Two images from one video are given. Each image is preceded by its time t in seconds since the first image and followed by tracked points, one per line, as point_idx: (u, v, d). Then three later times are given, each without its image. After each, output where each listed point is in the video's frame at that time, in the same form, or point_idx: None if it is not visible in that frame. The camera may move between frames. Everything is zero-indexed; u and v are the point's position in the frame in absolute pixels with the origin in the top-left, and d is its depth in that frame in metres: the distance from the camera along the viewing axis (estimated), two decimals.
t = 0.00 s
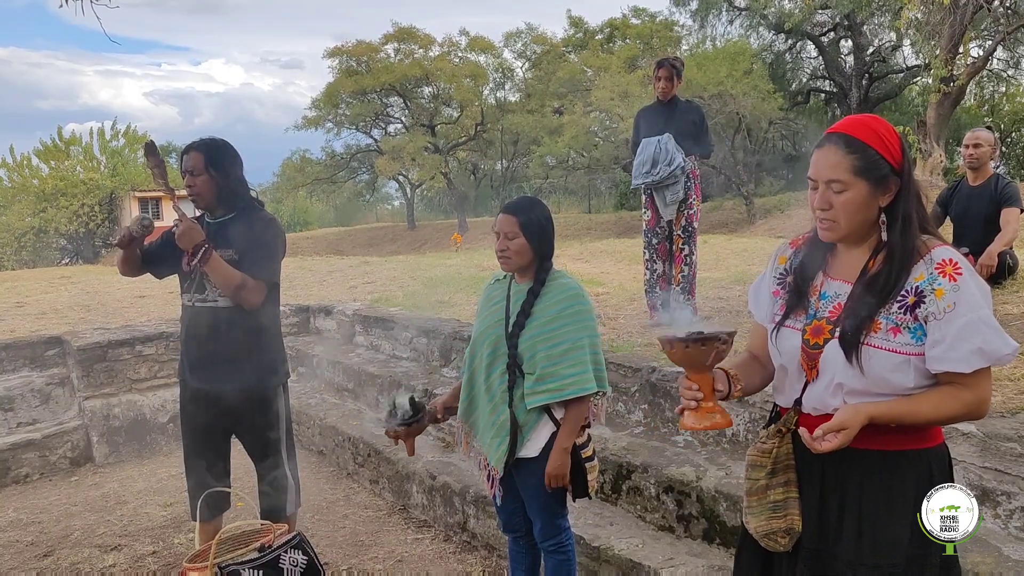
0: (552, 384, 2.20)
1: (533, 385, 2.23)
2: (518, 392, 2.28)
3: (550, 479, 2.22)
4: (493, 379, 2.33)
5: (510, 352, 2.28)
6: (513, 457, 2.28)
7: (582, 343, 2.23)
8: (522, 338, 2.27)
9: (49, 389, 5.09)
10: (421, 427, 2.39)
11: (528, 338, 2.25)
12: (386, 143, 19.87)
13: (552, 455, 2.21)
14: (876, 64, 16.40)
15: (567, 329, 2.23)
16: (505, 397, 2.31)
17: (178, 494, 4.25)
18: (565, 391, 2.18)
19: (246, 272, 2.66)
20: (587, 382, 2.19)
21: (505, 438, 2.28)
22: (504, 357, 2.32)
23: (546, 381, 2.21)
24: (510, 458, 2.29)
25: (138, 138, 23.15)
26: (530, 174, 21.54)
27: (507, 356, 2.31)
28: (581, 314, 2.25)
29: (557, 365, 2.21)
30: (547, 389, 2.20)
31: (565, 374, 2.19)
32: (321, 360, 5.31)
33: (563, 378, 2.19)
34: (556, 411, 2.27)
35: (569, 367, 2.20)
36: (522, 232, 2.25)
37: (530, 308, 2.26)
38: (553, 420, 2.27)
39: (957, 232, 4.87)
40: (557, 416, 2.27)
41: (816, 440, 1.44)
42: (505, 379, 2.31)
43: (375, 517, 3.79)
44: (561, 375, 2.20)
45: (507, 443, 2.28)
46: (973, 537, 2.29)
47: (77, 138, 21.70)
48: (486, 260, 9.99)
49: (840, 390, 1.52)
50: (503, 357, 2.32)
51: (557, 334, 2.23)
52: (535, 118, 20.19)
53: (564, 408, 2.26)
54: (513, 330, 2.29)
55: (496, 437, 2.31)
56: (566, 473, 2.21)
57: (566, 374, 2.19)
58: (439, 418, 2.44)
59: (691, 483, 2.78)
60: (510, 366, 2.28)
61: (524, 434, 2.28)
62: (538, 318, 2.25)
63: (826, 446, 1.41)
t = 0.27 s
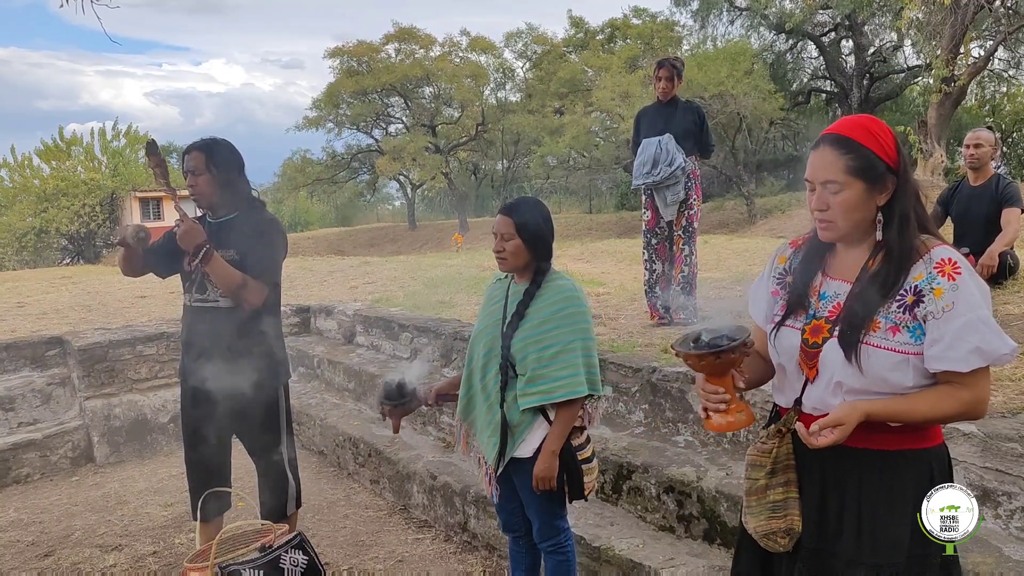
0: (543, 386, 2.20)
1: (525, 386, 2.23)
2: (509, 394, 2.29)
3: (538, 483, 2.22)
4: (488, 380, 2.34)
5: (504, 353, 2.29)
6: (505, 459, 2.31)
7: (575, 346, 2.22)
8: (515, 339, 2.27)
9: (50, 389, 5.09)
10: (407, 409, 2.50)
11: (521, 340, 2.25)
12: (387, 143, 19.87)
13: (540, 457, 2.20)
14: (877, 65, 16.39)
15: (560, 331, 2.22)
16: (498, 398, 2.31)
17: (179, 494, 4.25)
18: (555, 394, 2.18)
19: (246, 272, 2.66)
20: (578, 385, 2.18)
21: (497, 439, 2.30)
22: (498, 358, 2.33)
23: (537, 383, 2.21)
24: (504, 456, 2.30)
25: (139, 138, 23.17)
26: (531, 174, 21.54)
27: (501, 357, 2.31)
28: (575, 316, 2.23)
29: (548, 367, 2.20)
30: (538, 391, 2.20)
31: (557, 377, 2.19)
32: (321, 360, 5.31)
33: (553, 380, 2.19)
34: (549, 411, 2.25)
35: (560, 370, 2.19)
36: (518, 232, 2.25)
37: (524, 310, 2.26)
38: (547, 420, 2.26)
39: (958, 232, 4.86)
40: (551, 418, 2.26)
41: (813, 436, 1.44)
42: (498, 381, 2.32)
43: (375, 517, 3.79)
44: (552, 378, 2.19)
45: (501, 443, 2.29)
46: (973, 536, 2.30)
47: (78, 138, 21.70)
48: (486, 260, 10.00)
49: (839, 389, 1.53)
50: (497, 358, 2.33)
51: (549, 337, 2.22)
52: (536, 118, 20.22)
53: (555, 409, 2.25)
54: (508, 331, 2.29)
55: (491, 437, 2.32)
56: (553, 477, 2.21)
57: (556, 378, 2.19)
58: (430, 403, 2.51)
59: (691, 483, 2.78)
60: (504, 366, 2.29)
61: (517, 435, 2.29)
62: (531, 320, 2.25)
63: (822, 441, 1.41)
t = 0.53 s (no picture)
0: (544, 386, 2.20)
1: (527, 386, 2.23)
2: (513, 393, 2.29)
3: (540, 482, 2.21)
4: (491, 379, 2.34)
5: (506, 352, 2.28)
6: (510, 457, 2.30)
7: (576, 346, 2.22)
8: (518, 339, 2.26)
9: (51, 388, 5.09)
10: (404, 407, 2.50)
11: (523, 340, 2.25)
12: (388, 142, 19.87)
13: (541, 459, 2.20)
14: (878, 65, 16.37)
15: (562, 332, 2.21)
16: (501, 397, 2.31)
17: (179, 494, 4.25)
18: (556, 394, 2.18)
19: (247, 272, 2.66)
20: (580, 386, 2.18)
21: (500, 438, 2.30)
22: (501, 357, 2.32)
23: (538, 384, 2.21)
24: (508, 456, 2.30)
25: (140, 137, 23.19)
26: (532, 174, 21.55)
27: (503, 356, 2.31)
28: (576, 317, 2.23)
29: (549, 367, 2.20)
30: (540, 391, 2.20)
31: (558, 377, 2.19)
32: (322, 360, 5.31)
33: (554, 380, 2.19)
34: (551, 411, 2.25)
35: (561, 369, 2.19)
36: (519, 233, 2.24)
37: (526, 310, 2.25)
38: (549, 420, 2.25)
39: (959, 232, 4.85)
40: (552, 417, 2.26)
41: (817, 441, 1.43)
42: (501, 379, 2.32)
43: (376, 517, 3.79)
44: (553, 378, 2.19)
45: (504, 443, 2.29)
46: (973, 536, 2.30)
47: (79, 137, 21.71)
48: (487, 260, 10.01)
49: (840, 390, 1.52)
50: (499, 357, 2.33)
51: (552, 337, 2.21)
52: (537, 118, 20.23)
53: (557, 409, 2.24)
54: (510, 331, 2.28)
55: (493, 436, 2.32)
56: (556, 477, 2.21)
57: (558, 378, 2.19)
58: (427, 400, 2.54)
59: (693, 483, 2.78)
60: (506, 366, 2.29)
61: (519, 435, 2.28)
62: (534, 320, 2.24)
63: (827, 447, 1.41)
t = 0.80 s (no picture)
0: (557, 384, 2.20)
1: (537, 384, 2.23)
2: (520, 392, 2.29)
3: (555, 480, 2.20)
4: (497, 379, 2.33)
5: (515, 351, 2.28)
6: (516, 456, 2.29)
7: (585, 345, 2.23)
8: (527, 337, 2.26)
9: (52, 388, 5.10)
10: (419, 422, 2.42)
11: (533, 338, 2.25)
12: (389, 142, 19.88)
13: (555, 455, 2.18)
14: (879, 65, 16.37)
15: (572, 330, 2.22)
16: (508, 397, 2.31)
17: (179, 493, 4.25)
18: (569, 391, 2.18)
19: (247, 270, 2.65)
20: (591, 383, 2.19)
21: (508, 439, 2.29)
22: (508, 356, 2.32)
23: (550, 381, 2.21)
24: (514, 456, 2.29)
25: (141, 136, 23.20)
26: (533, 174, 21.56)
27: (511, 355, 2.30)
28: (586, 315, 2.24)
29: (562, 365, 2.20)
30: (552, 389, 2.20)
31: (569, 375, 2.19)
32: (323, 359, 5.31)
33: (566, 378, 2.19)
34: (559, 410, 2.26)
35: (572, 368, 2.20)
36: (527, 231, 2.24)
37: (534, 308, 2.25)
38: (557, 419, 2.27)
39: (961, 233, 4.85)
40: (561, 416, 2.26)
41: (806, 437, 1.45)
42: (509, 379, 2.31)
43: (376, 516, 3.79)
44: (565, 375, 2.20)
45: (510, 443, 2.28)
46: (974, 536, 2.29)
47: (80, 136, 21.71)
48: (488, 260, 10.01)
49: (834, 390, 1.52)
50: (507, 356, 2.32)
51: (561, 335, 2.22)
52: (538, 117, 20.26)
53: (567, 408, 2.25)
54: (517, 330, 2.28)
55: (499, 436, 2.32)
56: (569, 474, 2.19)
57: (570, 374, 2.19)
58: (437, 412, 2.51)
59: (694, 483, 2.78)
60: (514, 365, 2.28)
61: (526, 434, 2.28)
62: (542, 318, 2.24)
63: (816, 443, 1.43)
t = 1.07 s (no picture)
0: (568, 381, 2.20)
1: (548, 382, 2.23)
2: (530, 391, 2.28)
3: (565, 476, 2.22)
4: (505, 378, 2.32)
5: (522, 351, 2.27)
6: (524, 456, 2.27)
7: (594, 341, 2.24)
8: (536, 335, 2.25)
9: (52, 387, 5.10)
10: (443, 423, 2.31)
11: (541, 336, 2.25)
12: (388, 141, 19.87)
13: (567, 452, 2.21)
14: (879, 65, 16.37)
15: (581, 326, 2.23)
16: (516, 396, 2.29)
17: (179, 493, 4.25)
18: (580, 388, 2.19)
19: (247, 270, 2.65)
20: (601, 379, 2.21)
21: (516, 438, 2.27)
22: (516, 355, 2.30)
23: (561, 379, 2.21)
24: (522, 457, 2.27)
25: (140, 136, 23.18)
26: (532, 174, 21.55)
27: (518, 355, 2.29)
28: (590, 313, 2.25)
29: (571, 362, 2.21)
30: (563, 386, 2.20)
31: (580, 371, 2.20)
32: (323, 359, 5.31)
33: (576, 375, 2.20)
34: (566, 409, 2.27)
35: (582, 364, 2.21)
36: (530, 230, 2.24)
37: (540, 307, 2.25)
38: (564, 418, 2.27)
39: (961, 233, 4.84)
40: (568, 415, 2.28)
41: (812, 441, 1.44)
42: (516, 378, 2.30)
43: (376, 516, 3.79)
44: (576, 372, 2.20)
45: (518, 441, 2.26)
46: (974, 537, 2.29)
47: (79, 136, 21.70)
48: (488, 259, 10.01)
49: (839, 392, 1.52)
50: (514, 355, 2.31)
51: (570, 332, 2.23)
52: (538, 117, 20.27)
53: (575, 406, 2.27)
54: (524, 329, 2.28)
55: (506, 437, 2.29)
56: (580, 471, 2.21)
57: (580, 371, 2.20)
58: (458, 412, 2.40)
59: (694, 483, 2.78)
60: (523, 365, 2.27)
61: (534, 433, 2.28)
62: (549, 317, 2.24)
63: (821, 447, 1.42)
